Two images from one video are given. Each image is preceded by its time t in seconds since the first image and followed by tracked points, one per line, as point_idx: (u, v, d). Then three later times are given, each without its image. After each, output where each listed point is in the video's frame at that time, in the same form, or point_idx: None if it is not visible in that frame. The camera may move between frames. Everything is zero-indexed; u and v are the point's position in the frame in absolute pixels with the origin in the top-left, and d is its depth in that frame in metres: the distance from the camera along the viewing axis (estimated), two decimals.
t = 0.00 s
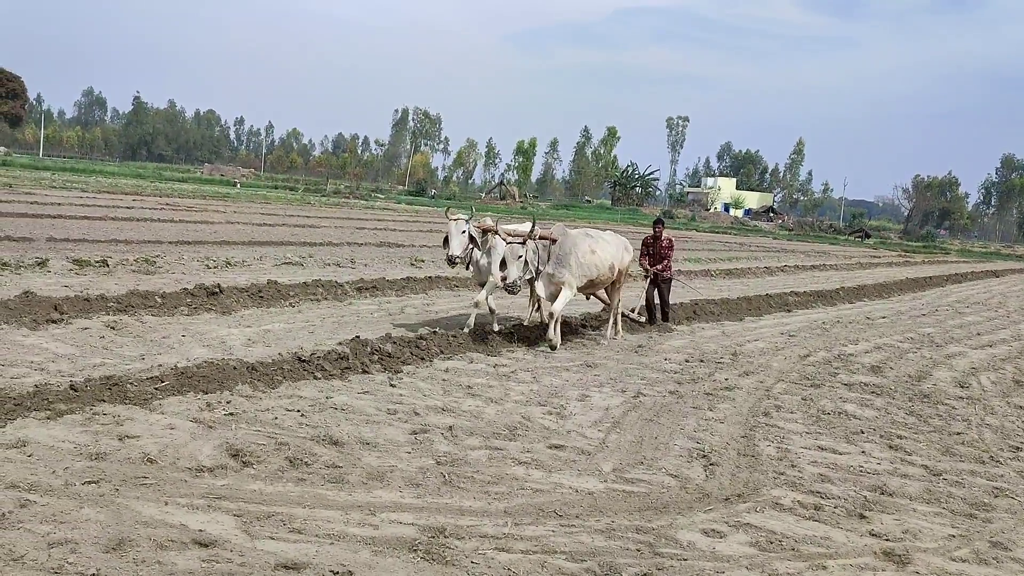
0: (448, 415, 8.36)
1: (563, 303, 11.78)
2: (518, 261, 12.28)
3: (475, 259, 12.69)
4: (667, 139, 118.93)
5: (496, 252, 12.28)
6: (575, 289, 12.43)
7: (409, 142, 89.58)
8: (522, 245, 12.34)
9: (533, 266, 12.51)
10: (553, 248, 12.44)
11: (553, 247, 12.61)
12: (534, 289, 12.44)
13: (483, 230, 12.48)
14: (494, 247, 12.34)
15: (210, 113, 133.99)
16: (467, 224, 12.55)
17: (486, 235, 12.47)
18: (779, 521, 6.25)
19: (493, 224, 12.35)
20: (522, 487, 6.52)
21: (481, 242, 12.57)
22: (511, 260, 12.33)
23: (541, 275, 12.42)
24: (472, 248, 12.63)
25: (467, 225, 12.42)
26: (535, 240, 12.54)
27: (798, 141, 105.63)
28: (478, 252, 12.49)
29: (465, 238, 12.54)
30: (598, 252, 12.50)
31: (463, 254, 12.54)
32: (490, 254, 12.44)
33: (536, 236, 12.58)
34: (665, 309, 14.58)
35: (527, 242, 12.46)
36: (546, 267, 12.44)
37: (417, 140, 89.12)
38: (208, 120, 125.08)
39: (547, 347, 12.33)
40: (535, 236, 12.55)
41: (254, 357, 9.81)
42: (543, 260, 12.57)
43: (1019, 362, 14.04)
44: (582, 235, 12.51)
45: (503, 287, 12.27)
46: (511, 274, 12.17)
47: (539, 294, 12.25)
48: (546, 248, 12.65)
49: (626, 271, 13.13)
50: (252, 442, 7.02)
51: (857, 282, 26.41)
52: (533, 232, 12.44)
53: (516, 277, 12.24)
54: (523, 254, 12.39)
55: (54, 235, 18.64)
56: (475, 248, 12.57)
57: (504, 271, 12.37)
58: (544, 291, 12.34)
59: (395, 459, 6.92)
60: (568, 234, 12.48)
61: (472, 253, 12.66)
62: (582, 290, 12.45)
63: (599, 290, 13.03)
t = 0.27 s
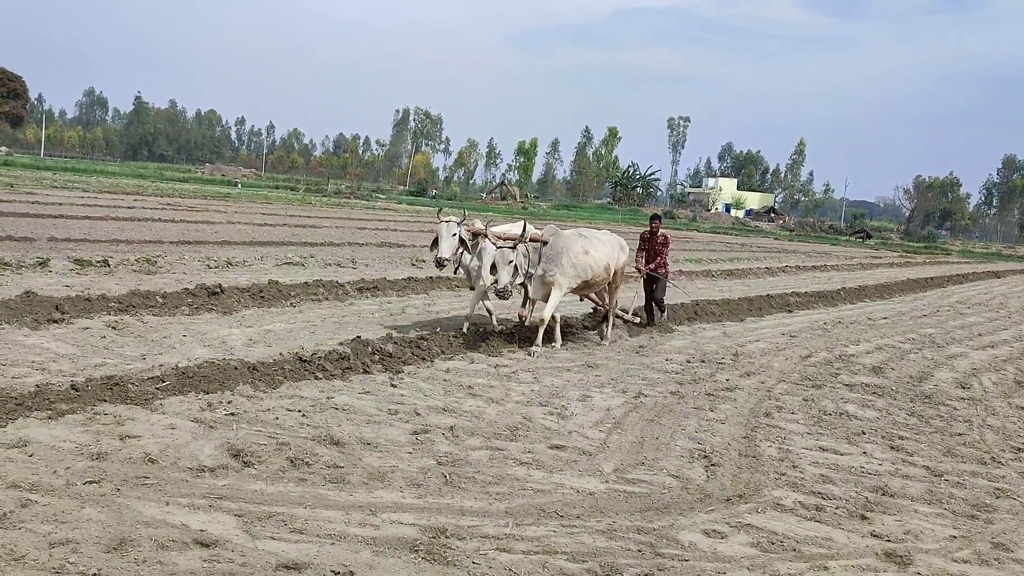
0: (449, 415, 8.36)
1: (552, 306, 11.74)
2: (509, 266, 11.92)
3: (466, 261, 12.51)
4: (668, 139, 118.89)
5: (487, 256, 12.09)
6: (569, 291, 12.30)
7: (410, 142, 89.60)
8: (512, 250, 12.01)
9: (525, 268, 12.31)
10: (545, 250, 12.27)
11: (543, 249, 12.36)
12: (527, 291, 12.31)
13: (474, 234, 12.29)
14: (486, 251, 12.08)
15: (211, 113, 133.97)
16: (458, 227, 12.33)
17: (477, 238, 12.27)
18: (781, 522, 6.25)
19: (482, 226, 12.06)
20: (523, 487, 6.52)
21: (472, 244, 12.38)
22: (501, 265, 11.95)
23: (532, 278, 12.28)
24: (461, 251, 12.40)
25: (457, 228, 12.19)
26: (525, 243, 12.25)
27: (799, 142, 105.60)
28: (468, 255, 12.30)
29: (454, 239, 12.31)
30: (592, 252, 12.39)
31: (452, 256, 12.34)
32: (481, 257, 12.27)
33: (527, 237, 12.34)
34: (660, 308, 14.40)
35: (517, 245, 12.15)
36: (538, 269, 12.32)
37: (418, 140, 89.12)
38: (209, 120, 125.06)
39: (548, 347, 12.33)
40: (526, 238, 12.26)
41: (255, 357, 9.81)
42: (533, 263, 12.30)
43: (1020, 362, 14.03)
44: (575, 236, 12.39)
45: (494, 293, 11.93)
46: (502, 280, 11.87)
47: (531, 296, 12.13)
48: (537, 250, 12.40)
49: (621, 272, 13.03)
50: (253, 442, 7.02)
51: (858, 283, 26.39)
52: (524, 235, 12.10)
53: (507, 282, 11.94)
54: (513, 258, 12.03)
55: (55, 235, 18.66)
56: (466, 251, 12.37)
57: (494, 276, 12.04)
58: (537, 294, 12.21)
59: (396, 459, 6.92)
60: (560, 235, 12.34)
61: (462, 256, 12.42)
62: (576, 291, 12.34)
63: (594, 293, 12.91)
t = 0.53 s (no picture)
0: (450, 416, 8.37)
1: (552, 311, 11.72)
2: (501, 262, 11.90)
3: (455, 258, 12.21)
4: (669, 140, 118.89)
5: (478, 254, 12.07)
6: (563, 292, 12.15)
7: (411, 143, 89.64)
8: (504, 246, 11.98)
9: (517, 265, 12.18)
10: (540, 248, 12.07)
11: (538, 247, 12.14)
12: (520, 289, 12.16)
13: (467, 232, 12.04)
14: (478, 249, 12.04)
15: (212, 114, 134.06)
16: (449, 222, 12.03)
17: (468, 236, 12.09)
18: (782, 522, 6.25)
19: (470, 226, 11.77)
20: (524, 488, 6.53)
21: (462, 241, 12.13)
22: (493, 261, 11.94)
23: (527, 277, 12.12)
24: (452, 247, 12.13)
25: (449, 224, 11.92)
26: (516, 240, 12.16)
27: (800, 143, 105.60)
28: (459, 252, 12.04)
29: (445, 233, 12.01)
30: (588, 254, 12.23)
31: (443, 251, 12.05)
32: (471, 255, 12.14)
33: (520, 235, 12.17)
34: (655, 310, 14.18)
35: (509, 243, 12.09)
36: (532, 268, 12.14)
37: (419, 141, 89.15)
38: (210, 121, 125.15)
39: (549, 348, 12.33)
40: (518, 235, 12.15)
41: (256, 358, 9.82)
42: (528, 261, 12.12)
43: (1022, 363, 14.01)
44: (571, 236, 12.22)
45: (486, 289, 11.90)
46: (493, 276, 11.89)
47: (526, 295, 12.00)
48: (531, 248, 12.18)
49: (617, 274, 12.91)
50: (254, 442, 7.02)
51: (859, 283, 26.38)
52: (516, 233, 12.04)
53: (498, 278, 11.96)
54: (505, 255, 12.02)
55: (57, 236, 18.70)
56: (456, 247, 12.09)
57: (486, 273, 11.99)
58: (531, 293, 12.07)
59: (397, 460, 6.92)
60: (556, 234, 12.14)
61: (451, 252, 12.15)
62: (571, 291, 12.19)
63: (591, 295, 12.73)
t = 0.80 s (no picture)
0: (451, 417, 8.37)
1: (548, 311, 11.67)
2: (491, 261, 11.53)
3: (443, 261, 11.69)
4: (670, 140, 118.92)
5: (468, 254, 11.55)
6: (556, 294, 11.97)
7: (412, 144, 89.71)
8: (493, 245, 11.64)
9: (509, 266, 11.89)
10: (532, 248, 11.89)
11: (530, 247, 11.96)
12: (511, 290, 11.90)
13: (456, 234, 11.49)
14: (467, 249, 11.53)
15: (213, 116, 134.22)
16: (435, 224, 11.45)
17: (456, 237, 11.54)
18: (784, 523, 6.25)
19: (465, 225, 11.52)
20: (525, 489, 6.52)
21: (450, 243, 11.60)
22: (483, 259, 11.53)
23: (518, 277, 11.89)
24: (439, 250, 11.57)
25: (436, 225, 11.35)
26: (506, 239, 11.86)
27: (801, 143, 105.62)
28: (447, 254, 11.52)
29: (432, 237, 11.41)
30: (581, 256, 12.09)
31: (430, 255, 11.44)
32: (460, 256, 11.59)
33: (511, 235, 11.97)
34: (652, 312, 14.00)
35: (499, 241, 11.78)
36: (523, 268, 11.94)
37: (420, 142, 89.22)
38: (211, 122, 125.31)
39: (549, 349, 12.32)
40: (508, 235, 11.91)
41: (257, 359, 9.82)
42: (519, 261, 11.91)
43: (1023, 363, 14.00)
44: (565, 237, 12.10)
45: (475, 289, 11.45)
46: (482, 275, 11.40)
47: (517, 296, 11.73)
48: (523, 248, 11.99)
49: (611, 277, 12.78)
50: (255, 444, 7.03)
51: (860, 284, 26.38)
52: (506, 232, 11.80)
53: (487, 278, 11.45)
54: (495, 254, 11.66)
55: (58, 238, 18.71)
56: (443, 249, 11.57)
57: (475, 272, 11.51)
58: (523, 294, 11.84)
59: (398, 461, 6.92)
60: (549, 235, 11.98)
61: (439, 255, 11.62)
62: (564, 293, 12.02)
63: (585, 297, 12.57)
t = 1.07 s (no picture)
0: (453, 418, 8.37)
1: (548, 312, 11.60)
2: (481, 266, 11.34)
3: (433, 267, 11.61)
4: (671, 141, 118.91)
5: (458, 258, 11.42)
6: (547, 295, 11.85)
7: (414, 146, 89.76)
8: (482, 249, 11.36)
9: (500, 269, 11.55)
10: (524, 251, 11.60)
11: (522, 250, 11.65)
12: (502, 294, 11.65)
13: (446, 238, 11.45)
14: (457, 253, 11.43)
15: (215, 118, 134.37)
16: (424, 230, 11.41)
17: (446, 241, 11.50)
18: (785, 523, 6.24)
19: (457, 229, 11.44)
20: (527, 490, 6.53)
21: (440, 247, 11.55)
22: (472, 265, 11.35)
23: (509, 281, 11.64)
24: (428, 256, 11.45)
25: (424, 230, 11.32)
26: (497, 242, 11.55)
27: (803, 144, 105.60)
28: (436, 259, 11.43)
29: (420, 243, 11.35)
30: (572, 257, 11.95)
31: (418, 260, 11.39)
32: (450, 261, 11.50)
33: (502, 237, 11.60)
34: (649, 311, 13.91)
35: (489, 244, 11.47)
36: (515, 272, 11.66)
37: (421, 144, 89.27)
38: (213, 124, 125.37)
39: (550, 351, 12.34)
40: (498, 237, 11.57)
41: (258, 361, 9.83)
42: (511, 265, 11.60)
43: None
44: (557, 239, 11.92)
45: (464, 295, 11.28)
46: (471, 280, 11.26)
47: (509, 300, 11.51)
48: (514, 251, 11.67)
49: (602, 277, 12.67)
50: (257, 445, 7.04)
51: (862, 284, 26.37)
52: (495, 235, 11.49)
53: (475, 282, 11.32)
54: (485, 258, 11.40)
55: (60, 240, 18.73)
56: (433, 254, 11.49)
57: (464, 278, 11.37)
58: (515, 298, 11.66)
59: (400, 462, 6.93)
60: (541, 237, 11.74)
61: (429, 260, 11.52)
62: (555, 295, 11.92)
63: (576, 298, 12.45)
